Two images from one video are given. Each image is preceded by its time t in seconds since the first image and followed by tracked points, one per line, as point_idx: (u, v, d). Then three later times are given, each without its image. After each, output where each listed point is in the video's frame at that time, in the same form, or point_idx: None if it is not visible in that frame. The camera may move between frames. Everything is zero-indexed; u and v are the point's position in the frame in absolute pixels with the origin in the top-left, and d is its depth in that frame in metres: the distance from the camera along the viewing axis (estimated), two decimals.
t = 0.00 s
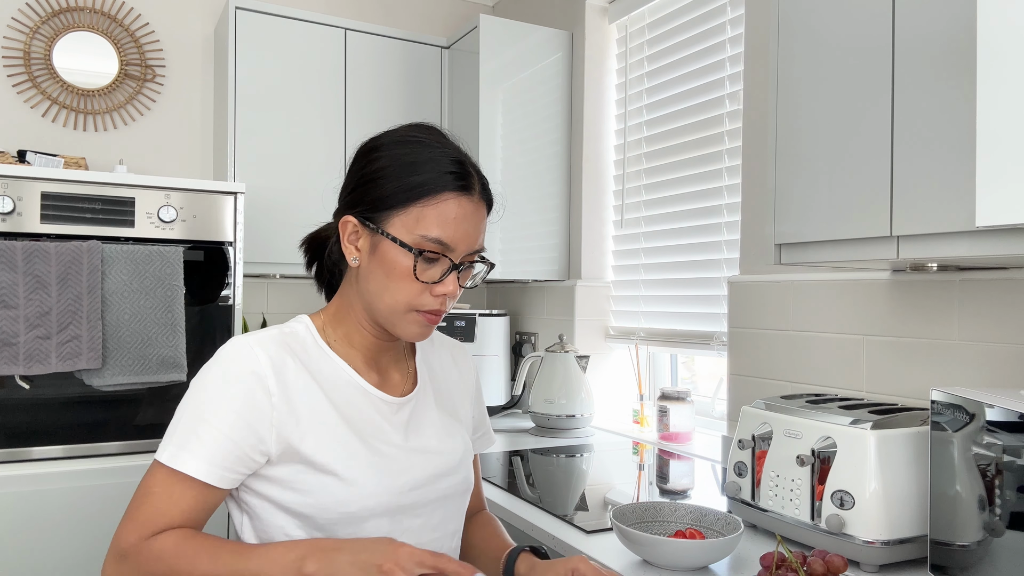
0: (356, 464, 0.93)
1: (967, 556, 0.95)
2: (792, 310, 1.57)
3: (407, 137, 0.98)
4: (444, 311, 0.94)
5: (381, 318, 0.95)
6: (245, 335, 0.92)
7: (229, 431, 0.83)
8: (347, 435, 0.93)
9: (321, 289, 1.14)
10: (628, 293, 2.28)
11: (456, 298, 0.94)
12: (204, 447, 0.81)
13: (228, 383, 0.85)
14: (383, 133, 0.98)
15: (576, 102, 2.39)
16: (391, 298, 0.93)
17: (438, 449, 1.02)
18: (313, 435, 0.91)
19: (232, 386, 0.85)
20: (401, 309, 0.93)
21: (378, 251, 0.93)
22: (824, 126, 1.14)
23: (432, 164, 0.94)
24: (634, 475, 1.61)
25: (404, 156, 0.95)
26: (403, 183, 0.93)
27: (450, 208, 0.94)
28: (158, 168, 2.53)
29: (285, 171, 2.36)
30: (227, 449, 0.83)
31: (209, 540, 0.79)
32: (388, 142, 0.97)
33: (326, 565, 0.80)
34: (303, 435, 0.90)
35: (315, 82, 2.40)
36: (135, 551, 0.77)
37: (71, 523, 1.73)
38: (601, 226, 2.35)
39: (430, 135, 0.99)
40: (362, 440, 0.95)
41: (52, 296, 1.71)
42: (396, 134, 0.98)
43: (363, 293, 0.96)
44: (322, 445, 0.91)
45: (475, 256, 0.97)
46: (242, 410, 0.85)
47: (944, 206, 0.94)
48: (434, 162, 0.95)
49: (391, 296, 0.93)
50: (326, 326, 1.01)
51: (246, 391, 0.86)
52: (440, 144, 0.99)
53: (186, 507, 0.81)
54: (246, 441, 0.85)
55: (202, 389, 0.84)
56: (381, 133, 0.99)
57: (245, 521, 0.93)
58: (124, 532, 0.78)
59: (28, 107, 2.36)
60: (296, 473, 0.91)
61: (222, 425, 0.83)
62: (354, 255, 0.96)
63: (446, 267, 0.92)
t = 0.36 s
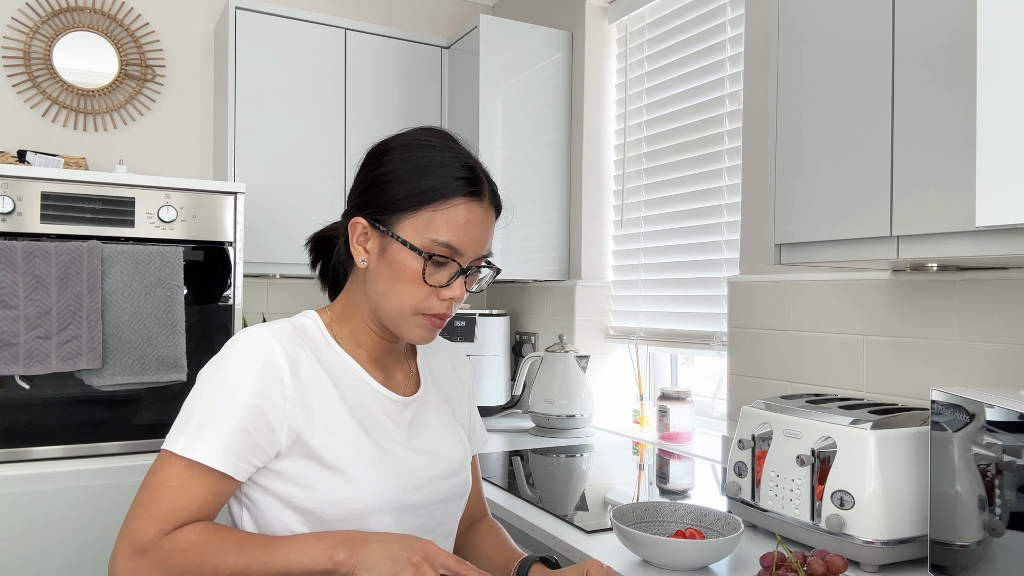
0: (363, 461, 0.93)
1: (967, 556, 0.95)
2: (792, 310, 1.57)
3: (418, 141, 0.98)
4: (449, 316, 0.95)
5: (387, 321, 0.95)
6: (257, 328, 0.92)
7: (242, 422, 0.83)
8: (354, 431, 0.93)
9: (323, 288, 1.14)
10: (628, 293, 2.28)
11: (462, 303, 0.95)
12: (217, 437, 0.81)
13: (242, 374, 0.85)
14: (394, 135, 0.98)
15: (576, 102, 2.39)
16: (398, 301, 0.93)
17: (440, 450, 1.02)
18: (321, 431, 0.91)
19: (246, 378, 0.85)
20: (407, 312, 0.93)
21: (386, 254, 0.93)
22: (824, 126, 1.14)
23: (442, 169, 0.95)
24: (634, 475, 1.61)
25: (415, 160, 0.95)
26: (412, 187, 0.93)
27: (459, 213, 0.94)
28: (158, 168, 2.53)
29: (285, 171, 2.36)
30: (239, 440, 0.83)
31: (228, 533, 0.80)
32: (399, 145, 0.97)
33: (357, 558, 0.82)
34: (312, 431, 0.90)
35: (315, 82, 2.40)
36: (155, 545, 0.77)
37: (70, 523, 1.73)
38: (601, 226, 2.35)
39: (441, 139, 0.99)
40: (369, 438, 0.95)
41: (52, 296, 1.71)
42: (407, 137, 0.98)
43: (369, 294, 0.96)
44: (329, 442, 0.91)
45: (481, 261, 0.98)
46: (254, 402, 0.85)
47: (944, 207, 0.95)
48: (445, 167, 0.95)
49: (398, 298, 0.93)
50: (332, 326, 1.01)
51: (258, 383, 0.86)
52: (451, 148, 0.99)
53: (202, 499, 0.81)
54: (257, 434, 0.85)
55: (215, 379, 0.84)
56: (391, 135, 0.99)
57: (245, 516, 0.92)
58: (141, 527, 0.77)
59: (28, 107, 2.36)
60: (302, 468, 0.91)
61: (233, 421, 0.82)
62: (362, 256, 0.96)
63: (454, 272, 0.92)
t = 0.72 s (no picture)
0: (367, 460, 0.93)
1: (967, 556, 0.95)
2: (792, 310, 1.57)
3: (412, 141, 0.98)
4: (445, 316, 0.95)
5: (383, 321, 0.95)
6: (265, 325, 0.91)
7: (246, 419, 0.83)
8: (358, 429, 0.93)
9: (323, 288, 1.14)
10: (628, 293, 2.28)
11: (458, 302, 0.95)
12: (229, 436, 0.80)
13: (253, 372, 0.85)
14: (388, 136, 0.98)
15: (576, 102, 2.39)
16: (393, 301, 0.93)
17: (442, 448, 1.02)
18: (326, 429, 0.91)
19: (257, 374, 0.85)
20: (403, 312, 0.93)
21: (381, 254, 0.93)
22: (824, 126, 1.13)
23: (436, 169, 0.95)
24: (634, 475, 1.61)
25: (409, 160, 0.95)
26: (406, 186, 0.93)
27: (453, 212, 0.94)
28: (158, 168, 2.53)
29: (285, 171, 2.36)
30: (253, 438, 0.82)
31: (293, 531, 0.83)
32: (394, 146, 0.97)
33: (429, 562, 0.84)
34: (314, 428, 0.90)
35: (315, 82, 2.40)
36: (234, 564, 0.79)
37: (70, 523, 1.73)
38: (601, 226, 2.35)
39: (435, 139, 0.99)
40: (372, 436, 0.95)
41: (52, 296, 1.71)
42: (402, 137, 0.98)
43: (365, 295, 0.96)
44: (334, 439, 0.91)
45: (477, 260, 0.98)
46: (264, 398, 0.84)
47: (944, 206, 0.94)
48: (439, 166, 0.95)
49: (393, 299, 0.93)
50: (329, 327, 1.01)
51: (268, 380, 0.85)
52: (446, 148, 0.99)
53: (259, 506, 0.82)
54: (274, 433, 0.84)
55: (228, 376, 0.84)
56: (386, 136, 0.99)
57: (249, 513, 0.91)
58: (214, 551, 0.78)
59: (28, 107, 2.36)
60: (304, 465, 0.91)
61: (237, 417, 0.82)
62: (358, 257, 0.96)
63: (448, 271, 0.92)
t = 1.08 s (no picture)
0: (368, 458, 0.93)
1: (968, 556, 0.94)
2: (792, 310, 1.57)
3: (414, 140, 0.98)
4: (455, 312, 0.94)
5: (391, 320, 0.94)
6: (263, 325, 0.92)
7: (244, 416, 0.83)
8: (360, 428, 0.93)
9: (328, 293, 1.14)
10: (628, 293, 2.28)
11: (467, 299, 0.94)
12: (218, 431, 0.81)
13: (245, 369, 0.85)
14: (391, 136, 0.99)
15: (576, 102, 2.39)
16: (402, 299, 0.92)
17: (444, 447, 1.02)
18: (326, 428, 0.91)
19: (250, 372, 0.85)
20: (411, 309, 0.92)
21: (387, 253, 0.93)
22: (824, 126, 1.13)
23: (439, 165, 0.95)
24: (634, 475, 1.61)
25: (412, 158, 0.95)
26: (410, 185, 0.93)
27: (457, 208, 0.94)
28: (158, 168, 2.53)
29: (285, 171, 2.36)
30: (242, 434, 0.83)
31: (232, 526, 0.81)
32: (396, 146, 0.97)
33: (350, 550, 0.81)
34: (315, 427, 0.90)
35: (315, 82, 2.40)
36: (157, 539, 0.78)
37: (70, 523, 1.73)
38: (601, 226, 2.35)
39: (437, 138, 0.99)
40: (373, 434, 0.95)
41: (52, 296, 1.70)
42: (404, 137, 0.98)
43: (373, 294, 0.96)
44: (333, 438, 0.92)
45: (484, 256, 0.97)
46: (256, 395, 0.85)
47: (945, 206, 0.94)
48: (442, 163, 0.95)
49: (401, 296, 0.92)
50: (335, 328, 1.01)
51: (261, 377, 0.86)
52: (448, 146, 0.99)
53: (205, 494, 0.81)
54: (261, 431, 0.85)
55: (217, 372, 0.84)
56: (388, 137, 0.99)
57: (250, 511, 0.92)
58: (145, 521, 0.78)
59: (28, 107, 2.36)
60: (306, 464, 0.91)
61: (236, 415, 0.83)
62: (364, 257, 0.96)
63: (456, 266, 0.92)
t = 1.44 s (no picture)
0: (368, 459, 0.93)
1: (968, 556, 0.95)
2: (792, 310, 1.57)
3: (417, 140, 0.98)
4: (457, 314, 0.94)
5: (393, 320, 0.94)
6: (263, 324, 0.92)
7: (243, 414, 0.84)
8: (359, 429, 0.93)
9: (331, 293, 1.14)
10: (628, 293, 2.28)
11: (468, 300, 0.94)
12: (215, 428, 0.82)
13: (247, 369, 0.86)
14: (394, 136, 0.99)
15: (576, 102, 2.39)
16: (403, 300, 0.92)
17: (444, 447, 1.02)
18: (326, 427, 0.91)
19: (248, 371, 0.85)
20: (413, 310, 0.92)
21: (389, 254, 0.93)
22: (824, 126, 1.14)
23: (442, 166, 0.95)
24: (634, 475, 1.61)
25: (415, 159, 0.95)
26: (413, 185, 0.93)
27: (460, 209, 0.94)
28: (158, 168, 2.53)
29: (285, 171, 2.36)
30: (239, 433, 0.83)
31: (210, 515, 0.82)
32: (398, 146, 0.97)
33: (326, 545, 0.82)
34: (316, 427, 0.91)
35: (315, 82, 2.40)
36: (134, 519, 0.78)
37: (70, 523, 1.73)
38: (601, 226, 2.35)
39: (440, 138, 0.99)
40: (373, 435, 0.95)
41: (52, 296, 1.70)
42: (407, 138, 0.98)
43: (375, 295, 0.96)
44: (334, 438, 0.92)
45: (486, 257, 0.97)
46: (254, 394, 0.85)
47: (945, 206, 0.94)
48: (445, 164, 0.95)
49: (403, 297, 0.92)
50: (337, 328, 1.01)
51: (260, 376, 0.86)
52: (451, 147, 0.99)
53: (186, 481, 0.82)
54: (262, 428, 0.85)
55: (215, 371, 0.85)
56: (391, 137, 0.99)
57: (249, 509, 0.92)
58: (123, 500, 0.78)
59: (28, 107, 2.36)
60: (307, 463, 0.91)
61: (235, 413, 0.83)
62: (367, 257, 0.96)
63: (458, 268, 0.92)
